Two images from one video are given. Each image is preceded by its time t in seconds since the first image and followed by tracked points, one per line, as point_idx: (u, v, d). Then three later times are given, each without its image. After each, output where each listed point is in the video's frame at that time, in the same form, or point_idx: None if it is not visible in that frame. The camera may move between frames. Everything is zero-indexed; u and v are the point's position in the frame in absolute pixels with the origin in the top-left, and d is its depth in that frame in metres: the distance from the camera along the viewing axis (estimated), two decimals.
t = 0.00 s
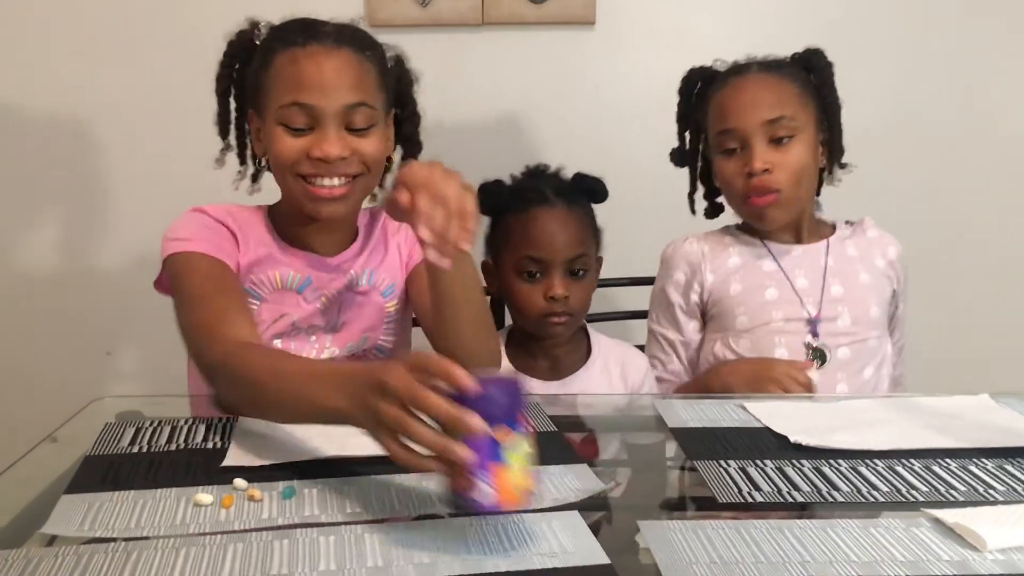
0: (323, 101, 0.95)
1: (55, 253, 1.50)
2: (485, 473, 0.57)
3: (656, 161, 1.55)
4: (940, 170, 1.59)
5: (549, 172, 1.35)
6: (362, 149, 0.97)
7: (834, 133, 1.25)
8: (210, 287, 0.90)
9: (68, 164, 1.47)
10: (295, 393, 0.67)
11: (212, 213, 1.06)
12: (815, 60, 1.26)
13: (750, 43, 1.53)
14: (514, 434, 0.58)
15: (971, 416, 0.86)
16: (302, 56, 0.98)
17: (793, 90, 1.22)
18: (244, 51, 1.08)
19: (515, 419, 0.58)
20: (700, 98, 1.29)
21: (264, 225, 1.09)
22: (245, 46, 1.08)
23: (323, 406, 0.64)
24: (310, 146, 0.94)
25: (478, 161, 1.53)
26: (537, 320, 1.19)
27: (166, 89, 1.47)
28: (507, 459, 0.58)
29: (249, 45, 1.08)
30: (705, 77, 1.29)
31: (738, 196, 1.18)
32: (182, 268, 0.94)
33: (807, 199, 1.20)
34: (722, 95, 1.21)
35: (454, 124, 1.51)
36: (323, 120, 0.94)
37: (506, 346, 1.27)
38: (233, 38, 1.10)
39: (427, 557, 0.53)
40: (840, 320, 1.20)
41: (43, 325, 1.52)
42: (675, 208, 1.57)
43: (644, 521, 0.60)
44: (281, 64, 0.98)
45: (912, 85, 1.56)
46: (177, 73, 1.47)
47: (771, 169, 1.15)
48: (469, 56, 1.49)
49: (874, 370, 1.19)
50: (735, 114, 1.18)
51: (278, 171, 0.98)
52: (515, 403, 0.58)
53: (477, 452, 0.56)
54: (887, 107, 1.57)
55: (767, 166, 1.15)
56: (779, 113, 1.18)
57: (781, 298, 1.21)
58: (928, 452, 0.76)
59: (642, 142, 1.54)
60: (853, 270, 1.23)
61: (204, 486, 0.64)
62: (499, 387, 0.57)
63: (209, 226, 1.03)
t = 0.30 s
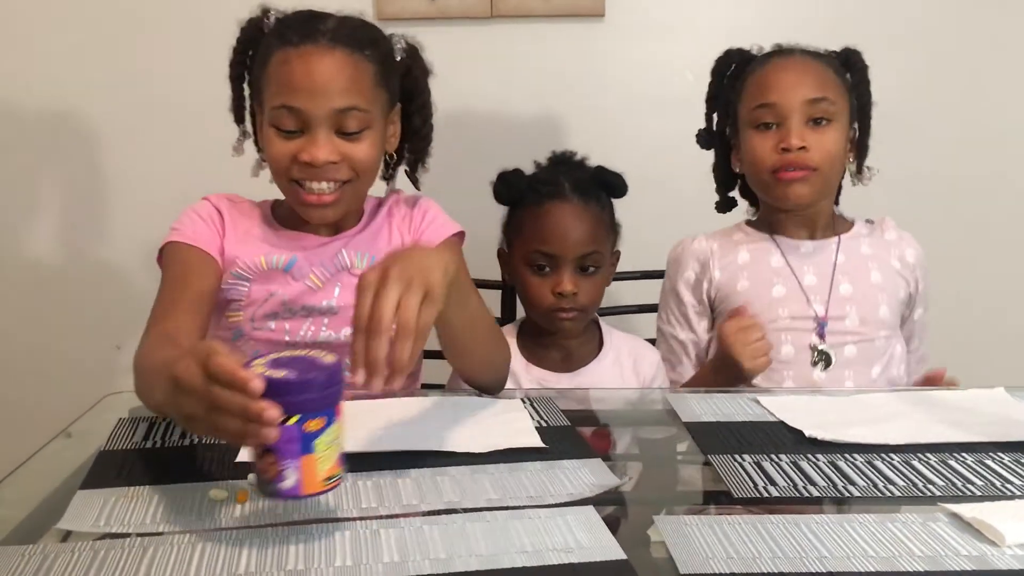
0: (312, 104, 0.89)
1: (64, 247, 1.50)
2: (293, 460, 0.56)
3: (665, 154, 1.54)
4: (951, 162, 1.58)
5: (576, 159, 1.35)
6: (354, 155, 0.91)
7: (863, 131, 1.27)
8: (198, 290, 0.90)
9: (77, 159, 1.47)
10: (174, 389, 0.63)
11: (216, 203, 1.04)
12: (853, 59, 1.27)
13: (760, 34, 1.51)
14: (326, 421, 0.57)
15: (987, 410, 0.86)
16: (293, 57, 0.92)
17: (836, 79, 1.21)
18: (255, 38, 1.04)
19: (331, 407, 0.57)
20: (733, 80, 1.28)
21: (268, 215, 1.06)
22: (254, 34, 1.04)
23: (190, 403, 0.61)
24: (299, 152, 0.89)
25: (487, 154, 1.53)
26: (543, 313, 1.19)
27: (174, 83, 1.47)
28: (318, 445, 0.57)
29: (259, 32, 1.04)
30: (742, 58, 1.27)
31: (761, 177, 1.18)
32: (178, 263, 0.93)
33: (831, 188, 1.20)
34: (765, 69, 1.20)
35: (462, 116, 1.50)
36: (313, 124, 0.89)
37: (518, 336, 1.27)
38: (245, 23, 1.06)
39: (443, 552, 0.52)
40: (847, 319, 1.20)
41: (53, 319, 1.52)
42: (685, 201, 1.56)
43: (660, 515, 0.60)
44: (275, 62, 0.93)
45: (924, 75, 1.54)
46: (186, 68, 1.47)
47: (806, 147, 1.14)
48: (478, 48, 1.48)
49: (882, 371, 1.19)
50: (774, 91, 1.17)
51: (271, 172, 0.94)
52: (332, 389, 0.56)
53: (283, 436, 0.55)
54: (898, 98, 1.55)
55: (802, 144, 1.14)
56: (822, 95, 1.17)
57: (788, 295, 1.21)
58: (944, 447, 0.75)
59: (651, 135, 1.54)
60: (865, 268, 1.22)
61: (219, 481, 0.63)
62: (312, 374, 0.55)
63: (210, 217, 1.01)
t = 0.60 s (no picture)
0: (291, 89, 0.88)
1: (67, 236, 1.50)
2: (284, 464, 0.55)
3: (667, 144, 1.54)
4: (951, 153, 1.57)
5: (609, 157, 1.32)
6: (334, 141, 0.91)
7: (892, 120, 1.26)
8: (185, 283, 0.91)
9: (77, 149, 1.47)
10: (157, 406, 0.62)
11: (201, 192, 1.02)
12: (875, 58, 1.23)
13: (760, 23, 1.51)
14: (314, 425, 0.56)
15: (988, 399, 0.86)
16: (273, 41, 0.90)
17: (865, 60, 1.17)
18: (236, 23, 1.02)
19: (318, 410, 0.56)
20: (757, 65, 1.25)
21: (252, 200, 1.05)
22: (236, 12, 1.02)
23: (176, 422, 0.60)
24: (278, 138, 0.88)
25: (486, 145, 1.52)
26: (534, 297, 1.19)
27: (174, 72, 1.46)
28: (308, 448, 0.56)
29: (240, 10, 1.01)
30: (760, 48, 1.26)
31: (794, 138, 1.12)
32: (162, 257, 0.93)
33: (865, 159, 1.14)
34: (797, 43, 1.17)
35: (464, 105, 1.50)
36: (292, 110, 0.88)
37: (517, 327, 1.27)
38: (227, 8, 1.04)
39: (448, 538, 0.52)
40: (861, 338, 1.14)
41: (56, 309, 1.53)
42: (685, 192, 1.56)
43: (665, 503, 0.60)
44: (255, 47, 0.91)
45: (927, 64, 1.54)
46: (185, 57, 1.46)
47: (841, 106, 1.09)
48: (479, 38, 1.47)
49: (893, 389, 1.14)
50: (807, 57, 1.14)
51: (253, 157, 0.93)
52: (314, 393, 0.56)
53: (274, 442, 0.54)
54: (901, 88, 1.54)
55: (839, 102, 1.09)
56: (853, 65, 1.13)
57: (800, 308, 1.16)
58: (946, 436, 0.75)
59: (653, 124, 1.53)
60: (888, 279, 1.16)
61: (224, 468, 0.63)
62: (296, 379, 0.55)
63: (195, 207, 1.00)
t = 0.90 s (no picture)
0: (278, 78, 0.87)
1: (67, 224, 1.50)
2: (289, 471, 0.54)
3: (668, 133, 1.53)
4: (955, 143, 1.56)
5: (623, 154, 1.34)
6: (323, 131, 0.90)
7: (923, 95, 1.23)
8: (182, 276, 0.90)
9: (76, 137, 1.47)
10: (160, 414, 0.62)
11: (196, 186, 1.02)
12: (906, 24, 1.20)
13: (762, 11, 1.49)
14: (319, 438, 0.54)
15: (989, 388, 0.85)
16: (257, 32, 0.89)
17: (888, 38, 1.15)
18: (218, 17, 1.01)
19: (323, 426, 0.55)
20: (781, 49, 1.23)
21: (247, 194, 1.04)
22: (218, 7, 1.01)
23: (178, 430, 0.60)
24: (268, 129, 0.88)
25: (486, 134, 1.51)
26: (527, 281, 1.19)
27: (172, 60, 1.46)
28: (314, 455, 0.55)
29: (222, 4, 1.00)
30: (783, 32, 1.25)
31: (820, 137, 1.11)
32: (158, 252, 0.93)
33: (893, 147, 1.14)
34: (817, 32, 1.15)
35: (464, 95, 1.49)
36: (279, 101, 0.87)
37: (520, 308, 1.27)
38: (209, 2, 1.03)
39: (447, 525, 0.52)
40: (876, 323, 1.14)
41: (56, 294, 1.52)
42: (685, 181, 1.56)
43: (665, 491, 0.60)
44: (239, 39, 0.91)
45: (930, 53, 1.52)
46: (182, 45, 1.45)
47: (864, 104, 1.09)
48: (478, 26, 1.46)
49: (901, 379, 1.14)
50: (829, 49, 1.12)
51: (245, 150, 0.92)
52: (320, 405, 0.54)
53: (279, 456, 0.53)
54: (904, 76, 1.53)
55: (861, 100, 1.08)
56: (875, 52, 1.11)
57: (815, 288, 1.16)
58: (946, 424, 0.75)
59: (653, 114, 1.52)
60: (902, 270, 1.17)
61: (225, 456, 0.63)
62: (300, 397, 0.52)
63: (191, 200, 0.99)
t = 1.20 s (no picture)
0: (285, 70, 0.87)
1: (66, 225, 1.50)
2: (310, 477, 0.54)
3: (666, 134, 1.53)
4: (954, 145, 1.56)
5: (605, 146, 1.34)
6: (329, 124, 0.90)
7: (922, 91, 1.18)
8: (181, 276, 0.90)
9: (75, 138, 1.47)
10: (183, 423, 0.61)
11: (195, 182, 1.02)
12: (901, 24, 1.18)
13: (761, 14, 1.50)
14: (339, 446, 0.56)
15: (988, 390, 0.85)
16: (264, 26, 0.90)
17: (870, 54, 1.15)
18: (219, 24, 1.01)
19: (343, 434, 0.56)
20: (776, 72, 1.25)
21: (246, 193, 1.04)
22: (218, 17, 1.01)
23: (201, 440, 0.59)
24: (275, 119, 0.87)
25: (485, 135, 1.51)
26: (540, 274, 1.18)
27: (171, 62, 1.46)
28: (334, 461, 0.56)
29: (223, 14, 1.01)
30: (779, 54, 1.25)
31: (805, 171, 1.15)
32: (156, 250, 0.93)
33: (886, 159, 1.14)
34: (796, 61, 1.16)
35: (463, 96, 1.49)
36: (287, 91, 0.87)
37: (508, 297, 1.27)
38: (207, 12, 1.03)
39: (446, 527, 0.52)
40: (886, 326, 1.15)
41: (54, 296, 1.52)
42: (684, 183, 1.56)
43: (664, 492, 0.60)
44: (246, 34, 0.91)
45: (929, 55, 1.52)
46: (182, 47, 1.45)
47: (838, 139, 1.10)
48: (477, 28, 1.46)
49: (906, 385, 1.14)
50: (803, 83, 1.14)
51: (248, 149, 0.91)
52: (344, 415, 0.55)
53: (301, 464, 0.54)
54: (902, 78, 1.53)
55: (834, 135, 1.10)
56: (847, 78, 1.12)
57: (829, 286, 1.17)
58: (945, 426, 0.75)
59: (652, 116, 1.53)
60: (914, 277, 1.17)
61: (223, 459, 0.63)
62: (324, 407, 0.53)
63: (190, 196, 0.99)
